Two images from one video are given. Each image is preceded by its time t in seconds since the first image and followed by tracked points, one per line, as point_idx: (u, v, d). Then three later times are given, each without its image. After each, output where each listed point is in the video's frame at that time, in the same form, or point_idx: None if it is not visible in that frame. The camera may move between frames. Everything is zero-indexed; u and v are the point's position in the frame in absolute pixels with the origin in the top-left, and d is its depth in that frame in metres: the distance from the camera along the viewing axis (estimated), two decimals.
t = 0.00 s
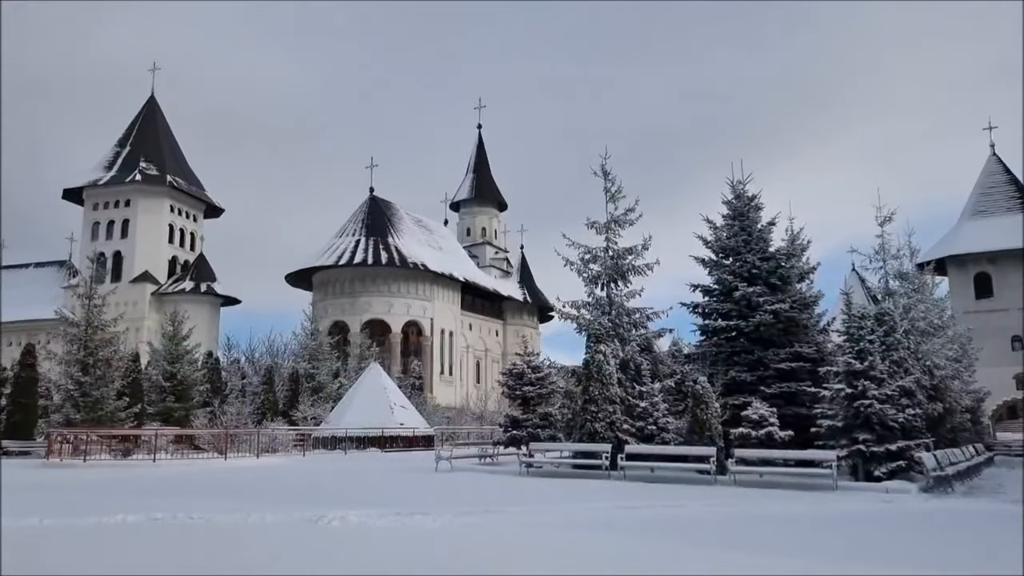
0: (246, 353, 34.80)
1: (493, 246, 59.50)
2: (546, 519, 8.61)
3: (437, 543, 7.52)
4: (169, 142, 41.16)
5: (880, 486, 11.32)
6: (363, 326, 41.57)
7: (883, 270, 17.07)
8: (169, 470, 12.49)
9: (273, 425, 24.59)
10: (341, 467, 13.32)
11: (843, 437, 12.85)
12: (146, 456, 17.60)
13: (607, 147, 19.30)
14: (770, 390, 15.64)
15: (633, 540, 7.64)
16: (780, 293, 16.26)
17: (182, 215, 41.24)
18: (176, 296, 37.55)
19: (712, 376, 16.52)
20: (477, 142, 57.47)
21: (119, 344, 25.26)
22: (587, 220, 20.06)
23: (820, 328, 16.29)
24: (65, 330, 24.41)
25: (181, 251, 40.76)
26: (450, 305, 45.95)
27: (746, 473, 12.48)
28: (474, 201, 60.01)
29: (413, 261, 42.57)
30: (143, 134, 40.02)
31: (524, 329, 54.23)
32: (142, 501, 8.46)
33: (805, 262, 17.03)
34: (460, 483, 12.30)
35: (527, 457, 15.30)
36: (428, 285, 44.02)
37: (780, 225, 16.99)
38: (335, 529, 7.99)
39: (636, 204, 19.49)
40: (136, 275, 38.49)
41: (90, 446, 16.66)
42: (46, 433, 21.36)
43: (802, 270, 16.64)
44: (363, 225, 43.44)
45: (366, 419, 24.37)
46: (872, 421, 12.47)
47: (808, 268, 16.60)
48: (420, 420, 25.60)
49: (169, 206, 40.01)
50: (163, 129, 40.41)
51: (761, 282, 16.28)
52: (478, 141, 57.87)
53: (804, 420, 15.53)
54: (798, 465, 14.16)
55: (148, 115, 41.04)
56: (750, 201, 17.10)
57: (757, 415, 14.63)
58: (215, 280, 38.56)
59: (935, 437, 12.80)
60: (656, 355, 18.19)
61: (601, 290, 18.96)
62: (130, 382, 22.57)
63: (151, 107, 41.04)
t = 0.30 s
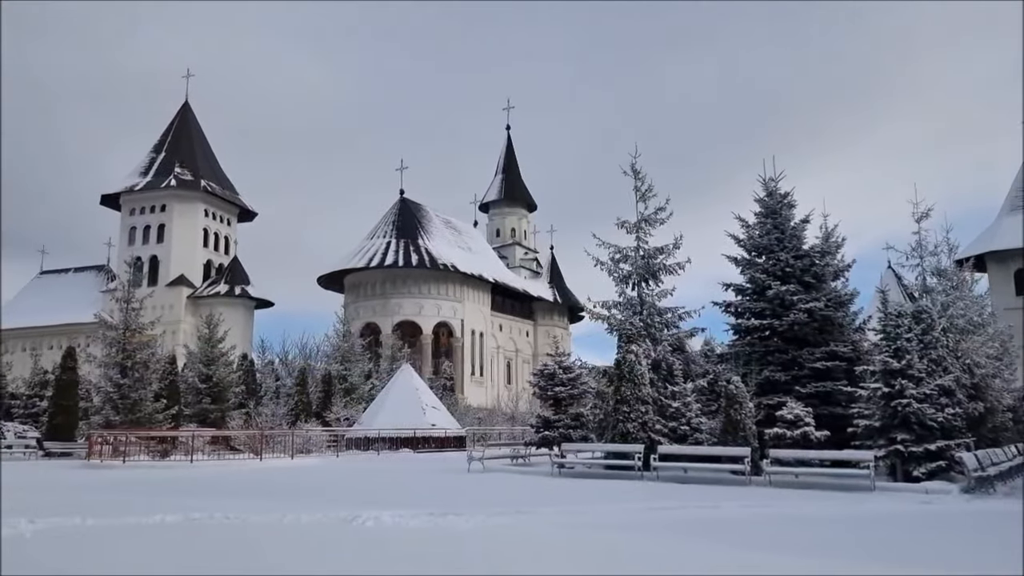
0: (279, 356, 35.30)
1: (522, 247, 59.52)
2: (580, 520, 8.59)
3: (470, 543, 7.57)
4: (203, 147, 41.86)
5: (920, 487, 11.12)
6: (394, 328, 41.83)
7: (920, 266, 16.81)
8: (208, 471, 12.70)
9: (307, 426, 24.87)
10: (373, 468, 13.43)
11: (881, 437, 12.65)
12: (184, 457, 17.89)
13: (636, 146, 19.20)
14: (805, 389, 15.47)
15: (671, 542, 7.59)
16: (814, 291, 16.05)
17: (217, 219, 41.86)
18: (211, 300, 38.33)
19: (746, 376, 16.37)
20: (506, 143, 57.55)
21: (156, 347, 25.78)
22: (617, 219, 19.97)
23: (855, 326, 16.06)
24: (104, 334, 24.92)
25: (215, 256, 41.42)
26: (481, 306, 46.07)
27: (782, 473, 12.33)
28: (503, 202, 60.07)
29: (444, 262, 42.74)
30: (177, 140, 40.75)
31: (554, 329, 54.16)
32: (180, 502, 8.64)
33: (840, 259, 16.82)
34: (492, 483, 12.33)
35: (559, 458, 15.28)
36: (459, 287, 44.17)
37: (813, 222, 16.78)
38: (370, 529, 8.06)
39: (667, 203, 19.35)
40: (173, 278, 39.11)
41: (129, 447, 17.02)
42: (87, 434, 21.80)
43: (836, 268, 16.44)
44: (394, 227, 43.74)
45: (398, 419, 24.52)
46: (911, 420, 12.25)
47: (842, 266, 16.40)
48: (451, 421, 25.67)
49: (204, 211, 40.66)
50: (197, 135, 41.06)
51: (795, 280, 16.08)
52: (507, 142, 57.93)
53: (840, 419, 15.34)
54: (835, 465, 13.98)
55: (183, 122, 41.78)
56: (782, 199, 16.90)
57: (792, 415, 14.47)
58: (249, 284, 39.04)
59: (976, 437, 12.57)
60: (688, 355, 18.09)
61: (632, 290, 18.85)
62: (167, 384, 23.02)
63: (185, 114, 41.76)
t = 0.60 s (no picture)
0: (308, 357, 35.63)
1: (548, 247, 59.47)
2: (610, 520, 8.57)
3: (501, 543, 7.55)
4: (232, 151, 42.37)
5: (955, 487, 10.93)
6: (421, 328, 42.01)
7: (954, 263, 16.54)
8: (239, 471, 12.85)
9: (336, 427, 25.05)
10: (402, 468, 13.52)
11: (914, 437, 12.44)
12: (215, 457, 18.07)
13: (663, 145, 19.09)
14: (836, 389, 15.29)
15: (703, 542, 7.53)
16: (844, 289, 15.87)
17: (246, 222, 42.30)
18: (241, 301, 38.78)
19: (775, 375, 16.21)
20: (531, 143, 57.53)
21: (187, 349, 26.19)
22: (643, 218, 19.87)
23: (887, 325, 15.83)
24: (136, 336, 25.38)
25: (244, 258, 41.90)
26: (506, 307, 46.10)
27: (813, 474, 12.18)
28: (529, 202, 60.06)
29: (469, 263, 42.84)
30: (207, 144, 41.29)
31: (580, 329, 54.02)
32: (213, 503, 8.75)
33: (870, 257, 16.61)
34: (519, 483, 12.33)
35: (587, 457, 15.25)
36: (484, 287, 44.25)
37: (843, 220, 16.57)
38: (398, 528, 8.13)
39: (694, 202, 19.21)
40: (203, 280, 39.56)
41: (161, 447, 17.32)
42: (121, 434, 22.16)
43: (866, 265, 16.24)
44: (420, 228, 43.93)
45: (425, 420, 24.61)
46: (944, 420, 12.04)
47: (873, 264, 16.20)
48: (478, 421, 25.70)
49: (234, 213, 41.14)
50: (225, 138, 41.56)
51: (824, 279, 15.90)
52: (532, 142, 57.91)
53: (872, 419, 15.15)
54: (867, 466, 13.79)
55: (211, 126, 42.31)
56: (811, 196, 16.70)
57: (822, 415, 14.30)
58: (277, 285, 39.40)
59: (1013, 437, 12.34)
60: (716, 354, 17.97)
61: (659, 289, 18.74)
62: (198, 385, 23.33)
63: (214, 119, 42.29)
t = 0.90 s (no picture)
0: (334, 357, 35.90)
1: (572, 246, 59.35)
2: (636, 520, 8.54)
3: (530, 544, 7.50)
4: (258, 154, 42.78)
5: (988, 488, 10.76)
6: (445, 328, 42.13)
7: (985, 261, 16.28)
8: (266, 469, 12.94)
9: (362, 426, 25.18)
10: (428, 468, 13.56)
11: (945, 437, 12.26)
12: (244, 456, 18.20)
13: (687, 143, 18.95)
14: (865, 389, 15.12)
15: (730, 543, 7.49)
16: (873, 287, 15.67)
17: (272, 223, 42.68)
18: (267, 302, 39.17)
19: (803, 375, 16.05)
20: (555, 142, 57.45)
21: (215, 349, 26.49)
22: (668, 217, 19.74)
23: (917, 324, 15.61)
24: (165, 336, 25.71)
25: (271, 259, 42.27)
26: (531, 306, 46.09)
27: (842, 474, 12.05)
28: (553, 202, 59.99)
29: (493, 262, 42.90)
30: (233, 147, 41.73)
31: (605, 329, 53.85)
32: (241, 502, 8.86)
33: (900, 255, 16.40)
34: (545, 483, 12.32)
35: (613, 457, 15.18)
36: (508, 287, 44.27)
37: (872, 217, 16.36)
38: (424, 527, 8.18)
39: (719, 200, 19.06)
40: (230, 281, 40.00)
41: (190, 446, 17.54)
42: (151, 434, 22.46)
43: (896, 264, 16.03)
44: (444, 228, 44.06)
45: (451, 419, 24.68)
46: (977, 420, 11.85)
47: (902, 262, 15.99)
48: (503, 421, 25.70)
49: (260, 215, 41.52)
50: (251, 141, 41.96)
51: (853, 277, 15.71)
52: (555, 141, 57.83)
53: (902, 419, 14.96)
54: (897, 466, 13.62)
55: (238, 129, 42.74)
56: (839, 193, 16.52)
57: (852, 415, 14.13)
58: (303, 286, 39.74)
59: None
60: (742, 353, 17.83)
61: (684, 289, 18.61)
62: (226, 385, 23.59)
63: (240, 122, 42.72)
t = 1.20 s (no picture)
0: (359, 357, 36.13)
1: (596, 246, 59.18)
2: (663, 521, 8.50)
3: (557, 545, 7.48)
4: (284, 155, 43.16)
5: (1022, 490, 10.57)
6: (469, 328, 42.21)
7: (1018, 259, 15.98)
8: (293, 468, 13.06)
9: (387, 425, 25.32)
10: (454, 467, 13.59)
11: (977, 438, 12.06)
12: (271, 455, 18.38)
13: (713, 142, 18.81)
14: (894, 388, 14.93)
15: (757, 543, 7.44)
16: (902, 286, 15.46)
17: (298, 224, 43.03)
18: (293, 302, 39.51)
19: (831, 375, 15.88)
20: (579, 142, 57.34)
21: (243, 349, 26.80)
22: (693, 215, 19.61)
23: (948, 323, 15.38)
24: (194, 336, 26.04)
25: (297, 259, 42.60)
26: (555, 305, 46.04)
27: (871, 475, 11.91)
28: (577, 201, 59.87)
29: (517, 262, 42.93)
30: (259, 149, 42.14)
31: (630, 328, 53.62)
32: (270, 500, 8.95)
33: (930, 253, 16.16)
34: (571, 483, 12.30)
35: (638, 457, 15.12)
36: (532, 286, 44.27)
37: (901, 215, 16.14)
38: (450, 526, 8.21)
39: (745, 198, 18.89)
40: (257, 281, 40.40)
41: (219, 445, 17.76)
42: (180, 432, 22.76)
43: (926, 262, 15.80)
44: (468, 228, 44.16)
45: (475, 418, 24.73)
46: (1010, 420, 11.65)
47: (933, 260, 15.76)
48: (528, 420, 25.69)
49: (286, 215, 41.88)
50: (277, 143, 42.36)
51: (882, 275, 15.51)
52: (579, 140, 57.71)
53: (933, 419, 14.76)
54: (928, 467, 13.43)
55: (264, 131, 43.16)
56: (868, 191, 16.31)
57: (881, 415, 13.95)
58: (328, 286, 40.04)
59: None
60: (770, 353, 17.67)
61: (710, 288, 18.49)
62: (254, 385, 23.84)
63: (266, 124, 43.13)
